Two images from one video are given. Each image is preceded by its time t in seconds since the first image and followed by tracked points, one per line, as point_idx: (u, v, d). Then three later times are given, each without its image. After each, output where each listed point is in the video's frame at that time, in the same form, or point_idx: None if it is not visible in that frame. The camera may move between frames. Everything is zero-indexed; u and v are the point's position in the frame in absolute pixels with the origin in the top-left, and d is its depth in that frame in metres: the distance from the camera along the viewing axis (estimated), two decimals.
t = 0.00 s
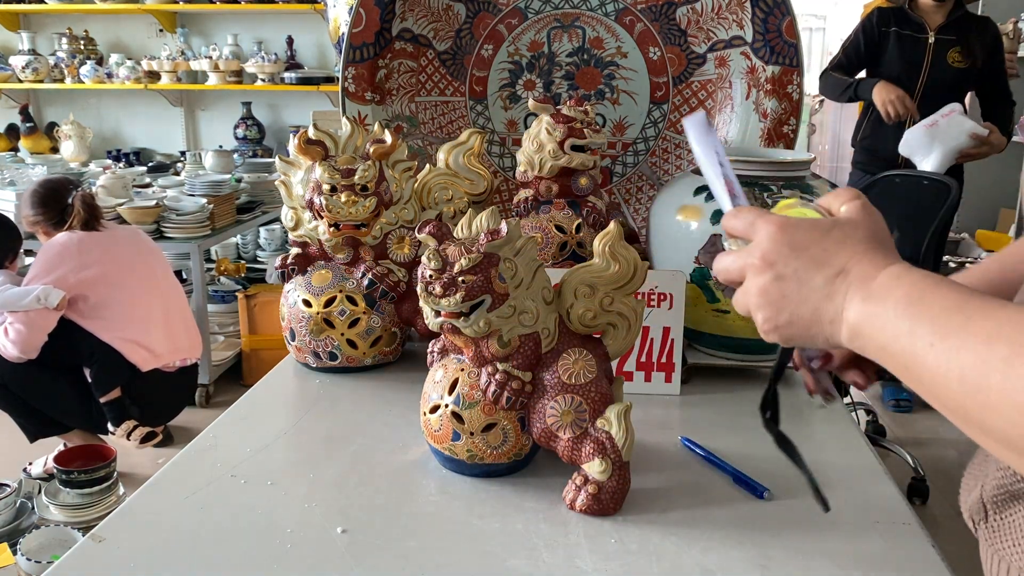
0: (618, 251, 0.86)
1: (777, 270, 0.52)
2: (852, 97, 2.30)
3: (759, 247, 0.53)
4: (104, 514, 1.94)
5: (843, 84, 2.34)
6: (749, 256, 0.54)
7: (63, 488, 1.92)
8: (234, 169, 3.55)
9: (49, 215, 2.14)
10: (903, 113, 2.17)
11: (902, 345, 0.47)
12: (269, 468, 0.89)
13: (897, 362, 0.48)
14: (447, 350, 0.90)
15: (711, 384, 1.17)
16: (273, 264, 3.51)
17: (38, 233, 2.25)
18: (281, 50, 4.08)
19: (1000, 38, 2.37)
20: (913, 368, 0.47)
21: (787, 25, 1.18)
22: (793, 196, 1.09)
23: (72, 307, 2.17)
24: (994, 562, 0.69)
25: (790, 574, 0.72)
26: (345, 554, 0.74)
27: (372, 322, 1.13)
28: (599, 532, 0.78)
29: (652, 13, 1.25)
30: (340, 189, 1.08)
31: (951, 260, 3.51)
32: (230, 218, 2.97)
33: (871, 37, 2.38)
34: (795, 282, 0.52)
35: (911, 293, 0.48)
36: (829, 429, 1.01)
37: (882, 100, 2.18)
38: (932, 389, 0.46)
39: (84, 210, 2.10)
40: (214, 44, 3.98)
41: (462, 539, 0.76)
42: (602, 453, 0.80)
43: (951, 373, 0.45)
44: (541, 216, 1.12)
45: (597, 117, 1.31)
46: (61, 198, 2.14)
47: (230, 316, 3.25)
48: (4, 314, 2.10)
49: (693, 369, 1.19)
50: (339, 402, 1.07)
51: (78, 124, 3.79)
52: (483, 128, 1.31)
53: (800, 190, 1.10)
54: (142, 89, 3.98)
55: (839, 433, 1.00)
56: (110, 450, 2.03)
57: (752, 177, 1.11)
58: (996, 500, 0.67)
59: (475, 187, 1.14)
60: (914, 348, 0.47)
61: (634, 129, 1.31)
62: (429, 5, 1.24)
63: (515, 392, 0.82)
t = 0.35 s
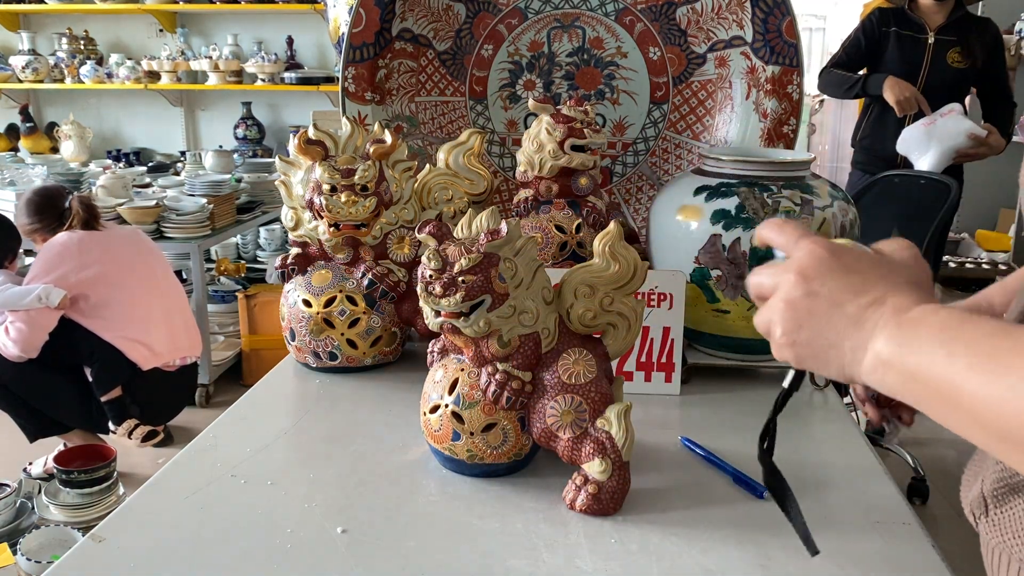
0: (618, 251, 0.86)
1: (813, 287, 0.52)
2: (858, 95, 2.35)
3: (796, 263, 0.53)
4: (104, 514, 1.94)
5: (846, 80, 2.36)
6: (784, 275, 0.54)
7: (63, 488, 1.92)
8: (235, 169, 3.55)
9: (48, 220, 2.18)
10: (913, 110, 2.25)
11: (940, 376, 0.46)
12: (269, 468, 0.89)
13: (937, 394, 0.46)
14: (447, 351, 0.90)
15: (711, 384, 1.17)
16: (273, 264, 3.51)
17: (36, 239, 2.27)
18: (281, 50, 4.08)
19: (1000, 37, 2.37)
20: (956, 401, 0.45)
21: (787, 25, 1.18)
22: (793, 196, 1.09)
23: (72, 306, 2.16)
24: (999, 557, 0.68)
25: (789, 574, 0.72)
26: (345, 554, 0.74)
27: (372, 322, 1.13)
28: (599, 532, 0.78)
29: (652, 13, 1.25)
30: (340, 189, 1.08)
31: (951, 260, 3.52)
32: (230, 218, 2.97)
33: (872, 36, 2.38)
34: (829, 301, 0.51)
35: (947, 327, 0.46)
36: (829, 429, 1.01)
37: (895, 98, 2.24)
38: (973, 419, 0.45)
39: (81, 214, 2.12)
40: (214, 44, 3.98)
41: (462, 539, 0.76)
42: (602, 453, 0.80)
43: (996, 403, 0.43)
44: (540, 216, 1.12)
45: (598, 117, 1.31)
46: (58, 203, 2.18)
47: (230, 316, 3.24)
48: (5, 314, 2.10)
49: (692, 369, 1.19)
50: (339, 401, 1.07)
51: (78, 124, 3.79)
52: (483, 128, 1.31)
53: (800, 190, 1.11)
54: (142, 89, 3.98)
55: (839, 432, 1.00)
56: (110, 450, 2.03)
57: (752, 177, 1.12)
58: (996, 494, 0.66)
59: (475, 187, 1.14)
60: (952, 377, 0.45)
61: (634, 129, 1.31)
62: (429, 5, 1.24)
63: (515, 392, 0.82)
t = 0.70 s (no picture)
0: (618, 251, 0.86)
1: (919, 411, 0.48)
2: (854, 97, 2.36)
3: (889, 402, 0.49)
4: (104, 514, 1.93)
5: (842, 82, 2.39)
6: (881, 417, 0.50)
7: (63, 488, 1.92)
8: (235, 169, 3.55)
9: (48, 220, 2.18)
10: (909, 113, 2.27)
11: None
12: (269, 468, 0.89)
13: None
14: (447, 350, 0.90)
15: (711, 384, 1.17)
16: (273, 264, 3.51)
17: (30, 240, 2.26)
18: (281, 50, 4.08)
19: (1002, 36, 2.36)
20: None
21: (787, 25, 1.18)
22: (793, 196, 1.09)
23: (71, 305, 2.16)
24: None
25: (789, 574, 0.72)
26: (345, 554, 0.74)
27: (372, 323, 1.13)
28: (598, 532, 0.78)
29: (652, 13, 1.26)
30: (340, 189, 1.08)
31: (950, 260, 3.52)
32: (230, 218, 2.97)
33: (869, 38, 2.40)
34: (943, 418, 0.47)
35: None
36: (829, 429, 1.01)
37: (890, 100, 2.26)
38: None
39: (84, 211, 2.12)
40: (214, 44, 3.98)
41: (462, 540, 0.76)
42: (602, 453, 0.80)
43: None
44: (540, 216, 1.12)
45: (597, 117, 1.31)
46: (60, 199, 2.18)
47: (230, 316, 3.24)
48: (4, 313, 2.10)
49: (692, 369, 1.19)
50: (339, 401, 1.07)
51: (78, 124, 3.79)
52: (483, 128, 1.31)
53: (800, 190, 1.11)
54: (142, 89, 3.98)
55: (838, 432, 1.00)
56: (110, 450, 2.03)
57: (751, 177, 1.12)
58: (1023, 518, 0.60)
59: (475, 187, 1.14)
60: None
61: (634, 129, 1.31)
62: (429, 5, 1.24)
63: (515, 392, 0.82)
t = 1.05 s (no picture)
0: (618, 251, 0.86)
1: None
2: (856, 98, 2.36)
3: None
4: (104, 514, 1.93)
5: (843, 83, 2.38)
6: None
7: (63, 488, 1.92)
8: (235, 169, 3.55)
9: (43, 217, 2.16)
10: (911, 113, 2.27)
11: None
12: (269, 468, 0.89)
13: None
14: (447, 350, 0.90)
15: (710, 384, 1.17)
16: (273, 264, 3.51)
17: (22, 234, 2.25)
18: (281, 51, 4.08)
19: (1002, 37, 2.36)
20: None
21: (786, 25, 1.18)
22: (793, 195, 1.09)
23: (64, 304, 2.16)
24: None
25: (789, 574, 0.72)
26: (345, 554, 0.74)
27: (372, 323, 1.13)
28: (598, 532, 0.78)
29: (652, 13, 1.26)
30: (340, 189, 1.08)
31: (950, 260, 3.52)
32: (230, 218, 2.97)
33: (870, 38, 2.39)
34: None
35: None
36: (829, 429, 1.01)
37: (892, 101, 2.26)
38: None
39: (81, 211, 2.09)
40: (214, 44, 3.98)
41: (462, 539, 0.76)
42: (602, 453, 0.80)
43: None
44: (540, 216, 1.12)
45: (598, 117, 1.31)
46: (60, 197, 2.16)
47: (230, 316, 3.24)
48: None
49: (692, 369, 1.19)
50: (339, 401, 1.07)
51: (78, 124, 3.79)
52: (483, 128, 1.31)
53: (800, 190, 1.11)
54: (142, 89, 3.98)
55: (838, 432, 1.00)
56: (109, 450, 2.03)
57: (751, 177, 1.12)
58: None
59: (475, 187, 1.15)
60: None
61: (635, 129, 1.31)
62: (429, 5, 1.24)
63: (515, 393, 0.82)
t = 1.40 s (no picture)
0: (618, 251, 0.86)
1: None
2: (858, 99, 2.36)
3: None
4: (104, 514, 1.93)
5: (845, 84, 2.38)
6: None
7: (63, 488, 1.92)
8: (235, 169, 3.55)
9: (34, 209, 2.14)
10: (914, 114, 2.26)
11: None
12: (269, 468, 0.89)
13: None
14: (447, 351, 0.90)
15: (710, 384, 1.17)
16: (273, 264, 3.51)
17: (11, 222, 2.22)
18: (281, 50, 4.08)
19: (1003, 37, 2.37)
20: None
21: (787, 25, 1.18)
22: (793, 195, 1.09)
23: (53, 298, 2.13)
24: None
25: (789, 574, 0.72)
26: (345, 554, 0.74)
27: (372, 323, 1.13)
28: (599, 532, 0.78)
29: (652, 13, 1.26)
30: (340, 189, 1.08)
31: (950, 260, 3.52)
32: (230, 218, 2.97)
33: (871, 38, 2.39)
34: None
35: None
36: (829, 429, 1.01)
37: (895, 102, 2.26)
38: None
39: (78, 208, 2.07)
40: (214, 44, 3.98)
41: (462, 539, 0.76)
42: (602, 453, 0.80)
43: None
44: (540, 216, 1.12)
45: (598, 117, 1.31)
46: (52, 191, 2.13)
47: (230, 316, 3.24)
48: None
49: (692, 369, 1.19)
50: (339, 401, 1.07)
51: (78, 124, 3.79)
52: (483, 128, 1.31)
53: (800, 190, 1.11)
54: (142, 89, 3.98)
55: (838, 432, 1.00)
56: (109, 450, 2.03)
57: (751, 177, 1.12)
58: None
59: (475, 187, 1.15)
60: None
61: (635, 129, 1.31)
62: (429, 5, 1.24)
63: (515, 392, 0.82)
